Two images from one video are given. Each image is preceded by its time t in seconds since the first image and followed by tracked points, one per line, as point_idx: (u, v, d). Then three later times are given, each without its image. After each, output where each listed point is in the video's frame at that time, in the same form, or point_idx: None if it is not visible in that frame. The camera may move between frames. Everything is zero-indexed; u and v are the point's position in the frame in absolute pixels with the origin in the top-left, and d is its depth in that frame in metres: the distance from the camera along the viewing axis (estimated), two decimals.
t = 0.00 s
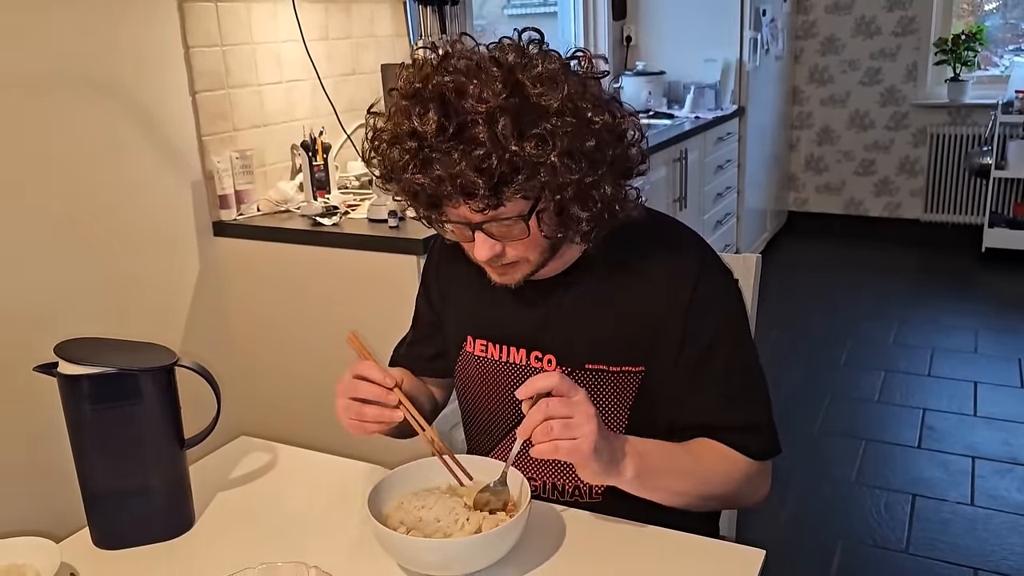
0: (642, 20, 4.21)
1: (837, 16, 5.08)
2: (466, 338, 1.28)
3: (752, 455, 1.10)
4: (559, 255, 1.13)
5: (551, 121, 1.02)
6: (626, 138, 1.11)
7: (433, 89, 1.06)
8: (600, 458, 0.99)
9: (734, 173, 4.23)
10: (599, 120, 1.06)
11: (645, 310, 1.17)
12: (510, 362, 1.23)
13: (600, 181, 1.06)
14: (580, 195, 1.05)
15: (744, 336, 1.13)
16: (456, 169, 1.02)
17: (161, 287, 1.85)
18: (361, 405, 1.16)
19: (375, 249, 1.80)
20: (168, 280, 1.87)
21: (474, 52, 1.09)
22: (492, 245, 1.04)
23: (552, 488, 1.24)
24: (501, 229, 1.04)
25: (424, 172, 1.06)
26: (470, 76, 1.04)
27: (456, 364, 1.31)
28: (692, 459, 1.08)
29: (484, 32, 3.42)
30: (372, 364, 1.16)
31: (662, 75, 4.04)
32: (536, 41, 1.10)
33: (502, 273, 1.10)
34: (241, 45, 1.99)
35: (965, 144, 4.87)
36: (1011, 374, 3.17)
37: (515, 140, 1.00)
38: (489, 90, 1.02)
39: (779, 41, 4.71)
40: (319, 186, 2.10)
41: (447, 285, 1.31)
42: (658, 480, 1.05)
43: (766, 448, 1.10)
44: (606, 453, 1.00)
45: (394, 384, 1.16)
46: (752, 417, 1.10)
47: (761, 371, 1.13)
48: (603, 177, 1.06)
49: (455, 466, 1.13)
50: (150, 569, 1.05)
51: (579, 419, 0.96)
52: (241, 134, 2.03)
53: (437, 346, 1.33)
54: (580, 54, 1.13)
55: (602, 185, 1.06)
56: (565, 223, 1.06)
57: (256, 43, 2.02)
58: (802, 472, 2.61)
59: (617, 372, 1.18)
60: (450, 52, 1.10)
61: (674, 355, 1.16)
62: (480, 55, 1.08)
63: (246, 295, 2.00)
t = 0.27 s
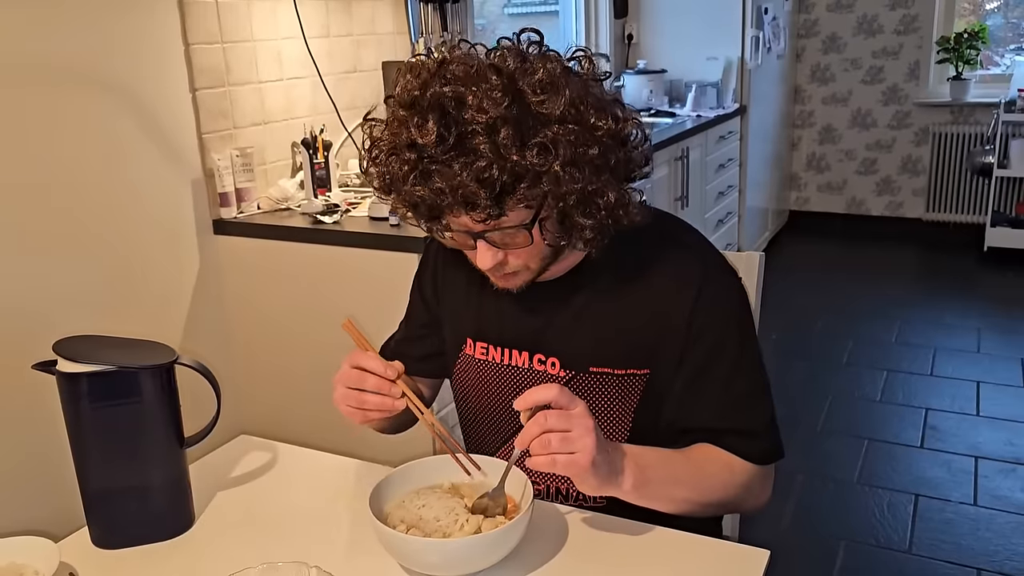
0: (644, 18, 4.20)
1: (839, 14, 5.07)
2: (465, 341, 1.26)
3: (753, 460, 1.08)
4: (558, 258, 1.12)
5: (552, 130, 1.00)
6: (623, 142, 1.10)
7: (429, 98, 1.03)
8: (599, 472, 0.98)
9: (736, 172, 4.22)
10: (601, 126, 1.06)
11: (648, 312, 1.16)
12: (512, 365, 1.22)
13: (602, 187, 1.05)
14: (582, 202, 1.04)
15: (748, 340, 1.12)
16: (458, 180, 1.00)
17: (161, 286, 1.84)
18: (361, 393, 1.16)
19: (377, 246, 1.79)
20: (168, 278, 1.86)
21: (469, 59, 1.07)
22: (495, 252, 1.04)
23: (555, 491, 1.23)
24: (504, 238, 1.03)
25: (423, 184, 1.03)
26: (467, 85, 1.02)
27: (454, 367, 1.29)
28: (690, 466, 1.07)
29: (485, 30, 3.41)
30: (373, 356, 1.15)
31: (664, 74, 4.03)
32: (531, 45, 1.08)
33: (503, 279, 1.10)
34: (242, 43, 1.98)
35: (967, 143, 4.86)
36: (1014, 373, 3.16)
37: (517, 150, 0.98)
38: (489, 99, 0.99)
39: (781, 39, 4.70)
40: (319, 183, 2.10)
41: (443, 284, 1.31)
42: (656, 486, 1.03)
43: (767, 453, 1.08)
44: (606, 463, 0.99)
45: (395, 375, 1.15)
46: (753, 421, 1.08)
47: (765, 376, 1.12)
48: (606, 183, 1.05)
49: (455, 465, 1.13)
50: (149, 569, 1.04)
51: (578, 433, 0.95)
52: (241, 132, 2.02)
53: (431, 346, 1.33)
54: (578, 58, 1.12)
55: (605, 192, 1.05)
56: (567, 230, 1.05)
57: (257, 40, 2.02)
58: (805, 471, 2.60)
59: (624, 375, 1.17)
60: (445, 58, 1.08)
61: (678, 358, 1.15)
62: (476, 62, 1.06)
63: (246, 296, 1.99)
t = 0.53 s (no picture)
0: (646, 16, 4.19)
1: (842, 12, 5.06)
2: (469, 336, 1.26)
3: (756, 460, 1.08)
4: (565, 254, 1.11)
5: (564, 113, 1.01)
6: (634, 135, 1.11)
7: (443, 79, 1.04)
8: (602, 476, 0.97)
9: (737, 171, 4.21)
10: (612, 114, 1.06)
11: (653, 311, 1.16)
12: (515, 360, 1.21)
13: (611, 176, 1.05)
14: (592, 190, 1.03)
15: (753, 340, 1.12)
16: (468, 159, 1.00)
17: (161, 284, 1.84)
18: (371, 419, 1.15)
19: (378, 245, 1.79)
20: (169, 276, 1.86)
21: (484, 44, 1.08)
22: (501, 241, 1.02)
23: (558, 489, 1.23)
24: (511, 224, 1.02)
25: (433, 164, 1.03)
26: (481, 67, 1.03)
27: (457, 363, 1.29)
28: (694, 468, 1.06)
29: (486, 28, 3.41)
30: (378, 380, 1.15)
31: (666, 72, 4.02)
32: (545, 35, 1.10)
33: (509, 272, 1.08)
34: (243, 40, 1.98)
35: (970, 142, 4.85)
36: (1016, 372, 3.15)
37: (528, 130, 0.99)
38: (502, 79, 1.00)
39: (783, 37, 4.69)
40: (320, 181, 2.09)
41: (446, 283, 1.30)
42: (659, 488, 1.03)
43: (771, 454, 1.08)
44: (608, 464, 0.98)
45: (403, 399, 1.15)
46: (757, 421, 1.08)
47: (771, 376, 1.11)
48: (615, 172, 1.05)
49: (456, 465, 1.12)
50: (149, 568, 1.04)
51: (581, 437, 0.94)
52: (242, 130, 2.01)
53: (433, 344, 1.32)
54: (588, 50, 1.13)
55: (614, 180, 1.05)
56: (576, 219, 1.04)
57: (258, 37, 2.01)
58: (805, 471, 2.59)
59: (626, 372, 1.17)
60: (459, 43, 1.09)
61: (683, 358, 1.15)
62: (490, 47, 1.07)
63: (249, 293, 1.99)
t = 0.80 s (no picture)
0: (647, 15, 4.19)
1: (844, 12, 5.05)
2: (472, 336, 1.26)
3: (757, 472, 1.08)
4: (570, 253, 1.11)
5: (579, 106, 1.02)
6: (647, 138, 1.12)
7: (461, 63, 1.06)
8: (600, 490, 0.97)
9: (739, 170, 4.21)
10: (627, 114, 1.07)
11: (655, 320, 1.16)
12: (517, 361, 1.21)
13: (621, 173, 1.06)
14: (601, 186, 1.04)
15: (755, 349, 1.12)
16: (480, 143, 1.01)
17: (162, 283, 1.84)
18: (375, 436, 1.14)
19: (379, 245, 1.79)
20: (171, 275, 1.86)
21: (504, 35, 1.10)
22: (506, 233, 1.02)
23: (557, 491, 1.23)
24: (518, 214, 1.03)
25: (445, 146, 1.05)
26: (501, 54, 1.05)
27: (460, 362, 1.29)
28: (694, 482, 1.06)
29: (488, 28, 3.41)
30: (374, 397, 1.14)
31: (667, 71, 4.02)
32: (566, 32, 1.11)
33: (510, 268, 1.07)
34: (244, 40, 1.98)
35: (971, 141, 4.85)
36: (1017, 372, 3.15)
37: (542, 119, 1.00)
38: (521, 67, 1.02)
39: (785, 36, 4.68)
40: (321, 181, 2.09)
41: (449, 286, 1.31)
42: (661, 502, 1.03)
43: (772, 465, 1.09)
44: (609, 481, 0.98)
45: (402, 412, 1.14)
46: (759, 433, 1.09)
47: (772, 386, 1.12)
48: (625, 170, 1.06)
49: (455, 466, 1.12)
50: (150, 568, 1.04)
51: (583, 453, 0.95)
52: (243, 129, 2.01)
53: (443, 342, 1.34)
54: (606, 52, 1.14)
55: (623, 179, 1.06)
56: (582, 215, 1.05)
57: (260, 37, 2.01)
58: (805, 470, 2.60)
59: (627, 377, 1.16)
60: (480, 32, 1.11)
61: (685, 368, 1.15)
62: (511, 38, 1.08)
63: (250, 295, 1.99)
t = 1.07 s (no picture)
0: (651, 13, 4.19)
1: (847, 10, 5.04)
2: (476, 338, 1.26)
3: (760, 480, 1.09)
4: (575, 263, 1.10)
5: (582, 124, 1.00)
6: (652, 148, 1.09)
7: (460, 81, 1.03)
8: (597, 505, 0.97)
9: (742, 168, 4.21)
10: (632, 127, 1.04)
11: (659, 326, 1.15)
12: (520, 365, 1.21)
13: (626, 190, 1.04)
14: (606, 202, 1.03)
15: (760, 358, 1.11)
16: (481, 165, 0.99)
17: (164, 281, 1.84)
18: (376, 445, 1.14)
19: (382, 244, 1.79)
20: (174, 273, 1.86)
21: (504, 46, 1.06)
22: (510, 249, 1.02)
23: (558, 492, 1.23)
24: (522, 232, 1.02)
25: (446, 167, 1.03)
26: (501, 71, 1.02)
27: (462, 361, 1.29)
28: (696, 492, 1.07)
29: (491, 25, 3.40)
30: (371, 406, 1.14)
31: (670, 69, 4.01)
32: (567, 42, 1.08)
33: (515, 280, 1.08)
34: (248, 38, 1.98)
35: (975, 140, 4.84)
36: (1020, 371, 3.15)
37: (545, 139, 0.98)
38: (522, 86, 0.99)
39: (788, 35, 4.68)
40: (325, 178, 2.10)
41: (451, 287, 1.31)
42: (661, 514, 1.03)
43: (774, 474, 1.09)
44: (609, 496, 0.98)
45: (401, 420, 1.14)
46: (763, 443, 1.09)
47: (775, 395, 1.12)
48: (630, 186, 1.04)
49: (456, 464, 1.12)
50: (154, 565, 1.04)
51: (585, 467, 0.95)
52: (247, 127, 2.01)
53: (442, 341, 1.35)
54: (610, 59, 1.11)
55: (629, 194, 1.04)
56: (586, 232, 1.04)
57: (263, 35, 2.01)
58: (808, 469, 2.60)
59: (631, 384, 1.16)
60: (479, 44, 1.07)
61: (688, 373, 1.14)
62: (511, 50, 1.05)
63: (254, 295, 1.99)
